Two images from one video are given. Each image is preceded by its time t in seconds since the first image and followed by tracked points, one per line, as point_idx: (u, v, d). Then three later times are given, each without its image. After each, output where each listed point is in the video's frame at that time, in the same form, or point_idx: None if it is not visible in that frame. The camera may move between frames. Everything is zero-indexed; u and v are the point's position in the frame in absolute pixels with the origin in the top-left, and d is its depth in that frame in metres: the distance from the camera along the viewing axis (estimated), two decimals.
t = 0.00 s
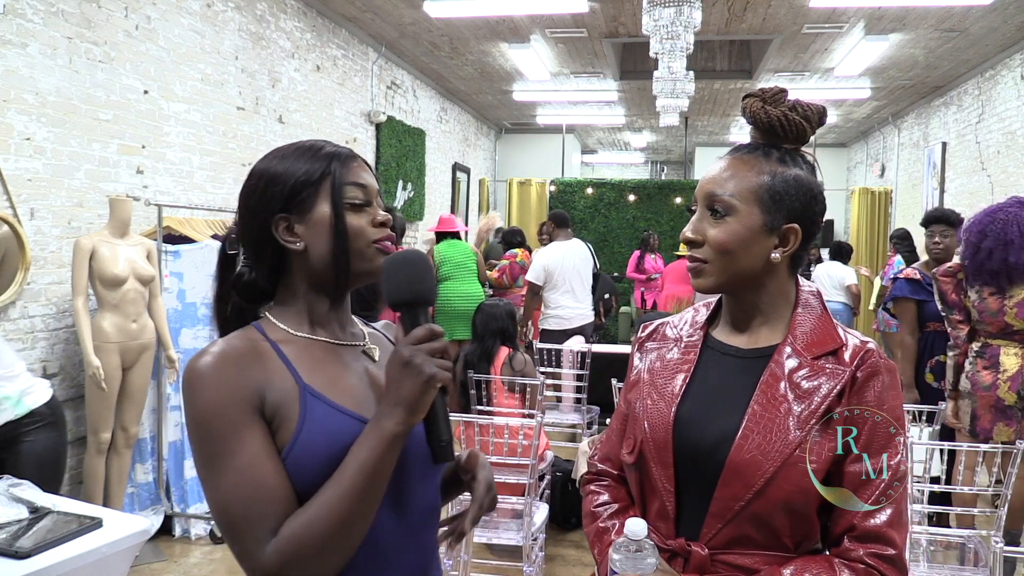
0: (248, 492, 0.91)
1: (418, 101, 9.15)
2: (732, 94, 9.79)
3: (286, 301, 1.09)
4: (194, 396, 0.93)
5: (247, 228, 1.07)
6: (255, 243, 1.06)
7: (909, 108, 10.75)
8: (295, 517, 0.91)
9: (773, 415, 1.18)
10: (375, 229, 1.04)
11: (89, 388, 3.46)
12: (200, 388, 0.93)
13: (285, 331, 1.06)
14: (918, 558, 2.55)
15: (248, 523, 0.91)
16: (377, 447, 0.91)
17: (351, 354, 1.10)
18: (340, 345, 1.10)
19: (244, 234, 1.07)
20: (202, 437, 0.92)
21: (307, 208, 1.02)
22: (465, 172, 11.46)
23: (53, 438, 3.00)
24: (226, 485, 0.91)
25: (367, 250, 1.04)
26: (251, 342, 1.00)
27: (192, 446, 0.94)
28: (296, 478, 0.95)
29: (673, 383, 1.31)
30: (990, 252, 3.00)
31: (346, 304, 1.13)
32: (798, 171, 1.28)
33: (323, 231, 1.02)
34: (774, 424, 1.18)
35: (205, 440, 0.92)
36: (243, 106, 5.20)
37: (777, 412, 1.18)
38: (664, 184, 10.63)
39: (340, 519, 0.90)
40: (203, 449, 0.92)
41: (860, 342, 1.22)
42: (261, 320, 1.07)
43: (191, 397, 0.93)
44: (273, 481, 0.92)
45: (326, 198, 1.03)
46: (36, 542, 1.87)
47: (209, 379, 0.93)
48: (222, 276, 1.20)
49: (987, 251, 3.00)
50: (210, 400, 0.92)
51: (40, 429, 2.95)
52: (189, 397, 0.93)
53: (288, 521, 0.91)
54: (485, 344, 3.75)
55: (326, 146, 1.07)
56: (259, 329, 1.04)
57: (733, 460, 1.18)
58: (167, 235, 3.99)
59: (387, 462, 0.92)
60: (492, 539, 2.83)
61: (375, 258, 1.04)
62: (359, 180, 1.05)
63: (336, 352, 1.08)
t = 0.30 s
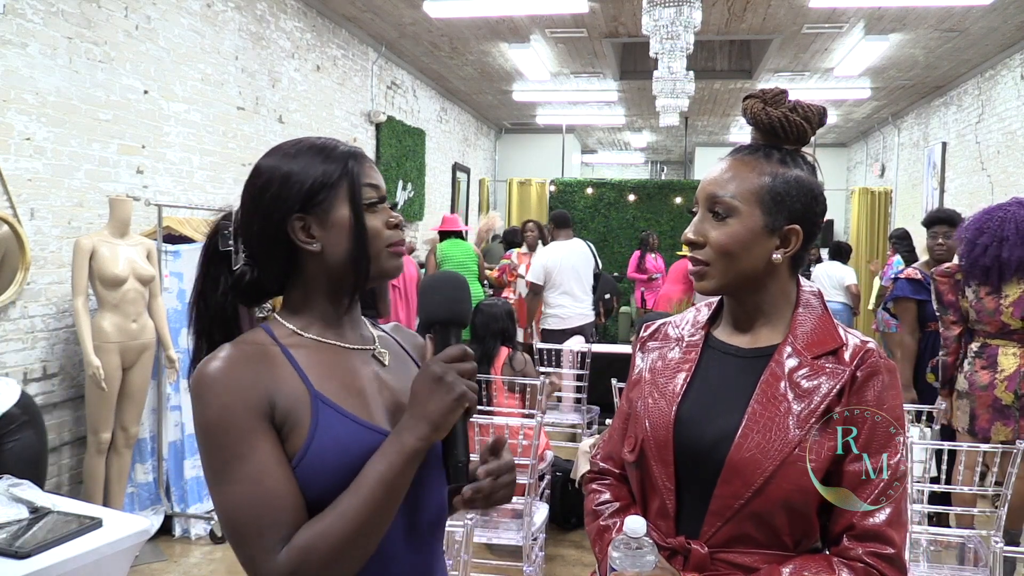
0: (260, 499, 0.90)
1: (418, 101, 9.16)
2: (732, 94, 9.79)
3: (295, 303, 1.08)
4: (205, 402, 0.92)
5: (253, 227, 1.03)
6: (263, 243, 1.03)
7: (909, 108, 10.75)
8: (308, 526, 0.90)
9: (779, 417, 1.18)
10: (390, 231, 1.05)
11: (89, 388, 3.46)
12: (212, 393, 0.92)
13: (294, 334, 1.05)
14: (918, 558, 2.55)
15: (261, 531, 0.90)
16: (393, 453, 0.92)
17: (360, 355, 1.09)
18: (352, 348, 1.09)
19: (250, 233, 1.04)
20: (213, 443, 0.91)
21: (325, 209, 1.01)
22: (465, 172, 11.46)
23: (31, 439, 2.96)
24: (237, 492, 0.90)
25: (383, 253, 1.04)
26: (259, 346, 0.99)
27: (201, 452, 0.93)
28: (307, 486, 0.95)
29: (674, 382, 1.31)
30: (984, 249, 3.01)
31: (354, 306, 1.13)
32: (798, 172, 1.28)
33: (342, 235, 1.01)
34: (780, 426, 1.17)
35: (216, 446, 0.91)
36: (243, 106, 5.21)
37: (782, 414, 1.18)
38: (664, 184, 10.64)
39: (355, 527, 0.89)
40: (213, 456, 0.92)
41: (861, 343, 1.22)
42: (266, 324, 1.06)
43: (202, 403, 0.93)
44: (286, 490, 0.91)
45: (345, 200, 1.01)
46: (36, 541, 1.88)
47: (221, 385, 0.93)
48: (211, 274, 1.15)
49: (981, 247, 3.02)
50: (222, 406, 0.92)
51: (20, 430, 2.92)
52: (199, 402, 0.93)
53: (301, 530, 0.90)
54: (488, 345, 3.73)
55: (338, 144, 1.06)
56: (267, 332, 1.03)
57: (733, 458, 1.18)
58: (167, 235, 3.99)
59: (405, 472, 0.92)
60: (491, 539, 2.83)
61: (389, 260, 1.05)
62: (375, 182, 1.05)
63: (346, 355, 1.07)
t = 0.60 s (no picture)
0: (253, 497, 0.90)
1: (418, 101, 9.16)
2: (732, 94, 9.79)
3: (303, 303, 1.08)
4: (202, 397, 0.93)
5: (274, 222, 1.02)
6: (282, 239, 1.03)
7: (909, 108, 10.75)
8: (302, 526, 0.90)
9: (778, 415, 1.18)
10: (407, 240, 1.07)
11: (89, 388, 3.46)
12: (208, 386, 0.93)
13: (296, 334, 1.04)
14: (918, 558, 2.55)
15: (254, 528, 0.90)
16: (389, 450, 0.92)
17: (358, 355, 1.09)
18: (356, 350, 1.09)
19: (270, 228, 1.03)
20: (209, 438, 0.92)
21: (348, 213, 1.01)
22: (465, 171, 11.47)
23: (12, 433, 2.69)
24: (232, 488, 0.90)
25: (400, 261, 1.06)
26: (260, 345, 0.99)
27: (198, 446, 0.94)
28: (300, 485, 0.94)
29: (677, 380, 1.31)
30: (1008, 252, 2.97)
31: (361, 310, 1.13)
32: (802, 171, 1.28)
33: (362, 240, 1.02)
34: (778, 423, 1.17)
35: (212, 440, 0.91)
36: (243, 106, 5.21)
37: (782, 411, 1.18)
38: (664, 184, 10.64)
39: (348, 528, 0.89)
40: (209, 450, 0.92)
41: (861, 341, 1.22)
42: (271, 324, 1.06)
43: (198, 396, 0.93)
44: (279, 487, 0.91)
45: (369, 206, 1.02)
46: (36, 541, 1.88)
47: (217, 380, 0.93)
48: (221, 260, 1.15)
49: (1002, 250, 2.97)
50: (218, 401, 0.92)
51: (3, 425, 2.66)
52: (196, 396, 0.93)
53: (294, 530, 0.90)
54: (489, 347, 3.74)
55: (366, 147, 1.06)
56: (272, 331, 1.03)
57: (736, 457, 1.18)
58: (167, 235, 3.99)
59: (404, 472, 0.92)
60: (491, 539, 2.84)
61: (405, 268, 1.06)
62: (399, 189, 1.06)
63: (351, 357, 1.07)
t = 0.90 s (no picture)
0: (291, 501, 0.91)
1: (418, 101, 9.15)
2: (732, 94, 9.79)
3: (315, 304, 1.11)
4: (232, 402, 0.94)
5: (285, 223, 1.05)
6: (295, 241, 1.05)
7: (909, 108, 10.75)
8: (341, 527, 0.92)
9: (782, 414, 1.18)
10: (415, 246, 1.09)
11: (89, 388, 3.46)
12: (239, 392, 0.94)
13: (312, 336, 1.07)
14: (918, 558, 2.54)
15: (294, 531, 0.91)
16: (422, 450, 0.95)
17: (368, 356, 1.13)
18: (363, 349, 1.13)
19: (282, 228, 1.05)
20: (241, 443, 0.93)
21: (359, 220, 1.03)
22: (465, 171, 11.46)
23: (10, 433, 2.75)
24: (267, 491, 0.92)
25: (404, 268, 1.08)
26: (282, 348, 1.01)
27: (227, 453, 0.95)
28: (335, 485, 0.97)
29: (679, 377, 1.31)
30: (1014, 252, 2.99)
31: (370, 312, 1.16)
32: (795, 168, 1.30)
33: (371, 245, 1.05)
34: (782, 421, 1.17)
35: (244, 445, 0.93)
36: (243, 106, 5.21)
37: (784, 410, 1.18)
38: (664, 184, 10.64)
39: (389, 528, 0.92)
40: (241, 455, 0.93)
41: (863, 340, 1.22)
42: (282, 323, 1.08)
43: (228, 403, 0.94)
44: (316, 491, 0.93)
45: (380, 213, 1.05)
46: (36, 541, 1.88)
47: (246, 386, 0.94)
48: (232, 252, 1.17)
49: (1009, 250, 2.99)
50: (250, 405, 0.93)
51: None
52: (225, 402, 0.94)
53: (334, 531, 0.92)
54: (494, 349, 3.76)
55: (383, 152, 1.09)
56: (286, 331, 1.06)
57: (739, 454, 1.18)
58: (167, 235, 3.99)
59: (439, 472, 0.95)
60: (491, 539, 2.85)
61: (411, 275, 1.09)
62: (411, 196, 1.09)
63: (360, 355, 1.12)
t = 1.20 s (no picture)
0: (321, 502, 0.92)
1: (418, 101, 9.15)
2: (732, 94, 9.79)
3: (319, 306, 1.13)
4: (252, 410, 0.95)
5: (290, 226, 1.07)
6: (300, 245, 1.07)
7: (909, 108, 10.76)
8: (373, 524, 0.94)
9: (783, 412, 1.18)
10: (418, 251, 1.12)
11: (89, 388, 3.46)
12: (258, 397, 0.95)
13: (318, 339, 1.11)
14: (918, 557, 2.54)
15: (330, 533, 0.92)
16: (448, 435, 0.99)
17: (374, 355, 1.17)
18: (368, 349, 1.16)
19: (288, 231, 1.07)
20: (265, 449, 0.94)
21: (365, 226, 1.06)
22: (465, 171, 11.47)
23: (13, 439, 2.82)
24: (294, 495, 0.93)
25: (406, 273, 1.11)
26: (292, 352, 1.03)
27: (251, 460, 0.95)
28: (360, 484, 0.99)
29: (679, 374, 1.31)
30: (1011, 250, 2.98)
31: (369, 315, 1.20)
32: (796, 171, 1.31)
33: (376, 250, 1.08)
34: (782, 420, 1.17)
35: (269, 451, 0.93)
36: (243, 106, 5.21)
37: (783, 408, 1.18)
38: (664, 184, 10.64)
39: (421, 521, 0.94)
40: (266, 461, 0.94)
41: (864, 340, 1.22)
42: (286, 329, 1.10)
43: (249, 410, 0.95)
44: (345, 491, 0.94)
45: (385, 218, 1.08)
46: (36, 541, 1.88)
47: (264, 393, 0.95)
48: (231, 251, 1.17)
49: (1006, 249, 2.98)
50: (272, 409, 0.94)
51: None
52: (246, 409, 0.95)
53: (369, 529, 0.94)
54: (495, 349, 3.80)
55: (389, 158, 1.12)
56: (291, 336, 1.08)
57: (736, 451, 1.18)
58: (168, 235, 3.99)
59: (466, 462, 0.99)
60: (491, 539, 2.85)
61: (412, 279, 1.12)
62: (414, 201, 1.12)
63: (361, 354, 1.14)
